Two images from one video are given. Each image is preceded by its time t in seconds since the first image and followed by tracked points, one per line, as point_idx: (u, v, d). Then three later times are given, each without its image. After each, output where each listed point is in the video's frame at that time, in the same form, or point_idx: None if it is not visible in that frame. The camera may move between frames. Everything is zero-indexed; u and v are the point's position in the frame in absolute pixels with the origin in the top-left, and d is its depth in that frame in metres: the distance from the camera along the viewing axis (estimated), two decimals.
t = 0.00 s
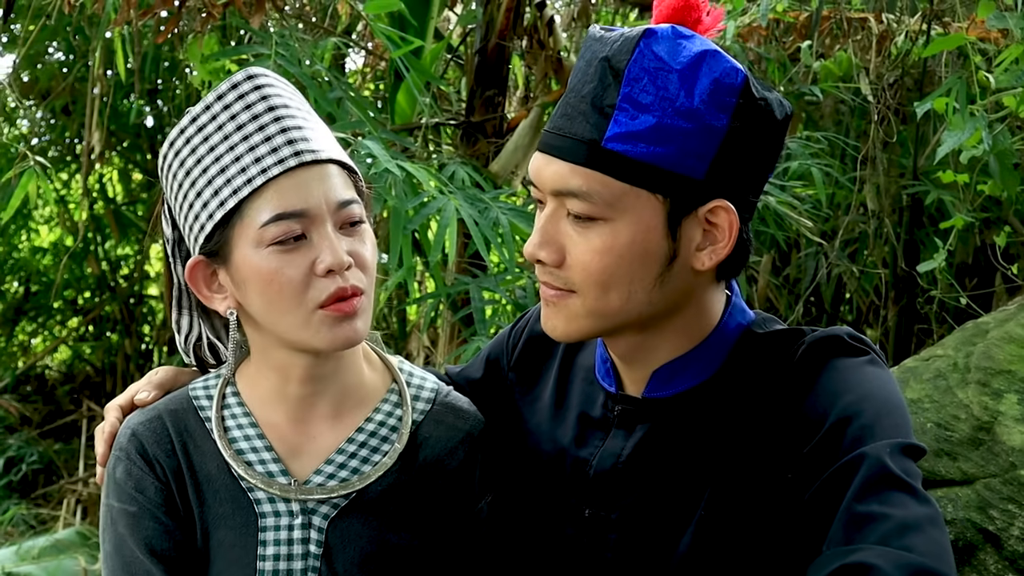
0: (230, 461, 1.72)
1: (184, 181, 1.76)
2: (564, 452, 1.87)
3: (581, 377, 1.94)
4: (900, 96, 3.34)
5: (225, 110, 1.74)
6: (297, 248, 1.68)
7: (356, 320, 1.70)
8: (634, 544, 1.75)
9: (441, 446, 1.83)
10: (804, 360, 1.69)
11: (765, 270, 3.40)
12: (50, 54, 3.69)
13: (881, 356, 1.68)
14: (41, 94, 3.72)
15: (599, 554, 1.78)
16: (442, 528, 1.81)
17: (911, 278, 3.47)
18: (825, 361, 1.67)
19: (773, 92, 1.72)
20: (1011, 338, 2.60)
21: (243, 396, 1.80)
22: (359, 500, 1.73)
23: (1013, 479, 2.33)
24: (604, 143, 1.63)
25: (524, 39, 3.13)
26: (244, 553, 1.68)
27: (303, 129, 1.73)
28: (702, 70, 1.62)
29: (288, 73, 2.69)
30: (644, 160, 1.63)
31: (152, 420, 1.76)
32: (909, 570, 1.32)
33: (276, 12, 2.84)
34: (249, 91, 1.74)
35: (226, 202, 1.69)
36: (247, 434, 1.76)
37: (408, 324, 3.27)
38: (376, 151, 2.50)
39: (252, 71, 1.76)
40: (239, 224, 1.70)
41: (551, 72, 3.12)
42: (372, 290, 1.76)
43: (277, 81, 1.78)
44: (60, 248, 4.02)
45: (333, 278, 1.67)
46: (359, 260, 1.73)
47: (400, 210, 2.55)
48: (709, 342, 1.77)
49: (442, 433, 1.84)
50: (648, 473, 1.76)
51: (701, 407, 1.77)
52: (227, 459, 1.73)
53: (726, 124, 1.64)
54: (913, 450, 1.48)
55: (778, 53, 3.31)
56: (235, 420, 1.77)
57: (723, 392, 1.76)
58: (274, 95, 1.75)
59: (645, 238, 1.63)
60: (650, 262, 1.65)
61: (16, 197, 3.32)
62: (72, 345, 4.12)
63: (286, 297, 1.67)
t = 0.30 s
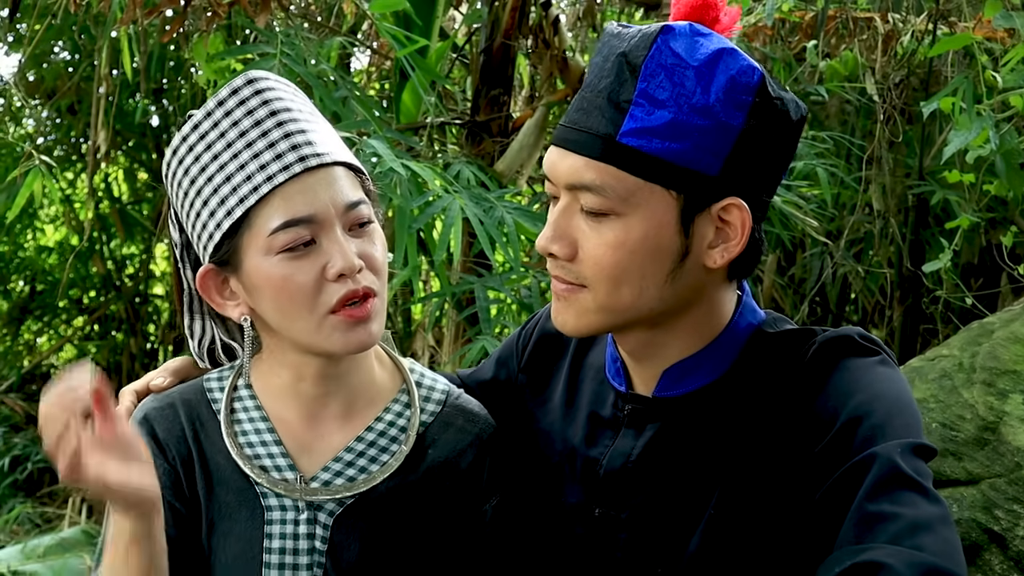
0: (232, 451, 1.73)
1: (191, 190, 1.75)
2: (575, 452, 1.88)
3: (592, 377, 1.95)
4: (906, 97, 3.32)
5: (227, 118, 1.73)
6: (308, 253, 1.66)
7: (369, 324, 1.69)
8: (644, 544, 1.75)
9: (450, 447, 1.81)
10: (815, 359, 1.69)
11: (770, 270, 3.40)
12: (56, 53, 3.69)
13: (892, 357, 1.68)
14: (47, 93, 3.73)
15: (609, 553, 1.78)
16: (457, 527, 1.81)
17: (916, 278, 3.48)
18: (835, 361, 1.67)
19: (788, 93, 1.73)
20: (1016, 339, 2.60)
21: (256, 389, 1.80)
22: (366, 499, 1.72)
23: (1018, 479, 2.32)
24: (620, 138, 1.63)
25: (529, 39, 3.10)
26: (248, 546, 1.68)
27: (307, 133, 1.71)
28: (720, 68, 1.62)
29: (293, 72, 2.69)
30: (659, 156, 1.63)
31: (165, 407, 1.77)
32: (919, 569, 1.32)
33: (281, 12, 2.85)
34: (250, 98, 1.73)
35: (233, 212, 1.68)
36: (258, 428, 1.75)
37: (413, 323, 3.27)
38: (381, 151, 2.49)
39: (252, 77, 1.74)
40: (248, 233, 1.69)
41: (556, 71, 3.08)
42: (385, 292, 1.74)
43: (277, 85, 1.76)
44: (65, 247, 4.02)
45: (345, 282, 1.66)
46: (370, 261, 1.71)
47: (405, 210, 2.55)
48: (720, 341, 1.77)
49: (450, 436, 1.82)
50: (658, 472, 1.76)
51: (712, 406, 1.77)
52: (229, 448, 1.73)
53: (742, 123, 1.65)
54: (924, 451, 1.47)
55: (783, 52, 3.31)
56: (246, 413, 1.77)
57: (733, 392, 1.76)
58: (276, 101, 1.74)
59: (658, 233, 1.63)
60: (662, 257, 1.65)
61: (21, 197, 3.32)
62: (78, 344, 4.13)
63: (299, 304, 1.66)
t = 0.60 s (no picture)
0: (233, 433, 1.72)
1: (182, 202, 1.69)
2: (581, 452, 1.88)
3: (599, 377, 1.94)
4: (911, 96, 3.34)
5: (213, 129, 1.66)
6: (308, 259, 1.63)
7: (371, 329, 1.66)
8: (649, 543, 1.75)
9: (456, 443, 1.81)
10: (820, 359, 1.69)
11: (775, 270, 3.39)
12: (61, 52, 3.69)
13: (899, 356, 1.67)
14: (52, 92, 3.73)
15: (615, 553, 1.79)
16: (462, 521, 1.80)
17: (922, 278, 3.48)
18: (841, 360, 1.67)
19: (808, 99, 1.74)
20: (1022, 338, 2.60)
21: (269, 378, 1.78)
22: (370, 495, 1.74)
23: None
24: (640, 132, 1.63)
25: (535, 38, 3.13)
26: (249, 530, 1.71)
27: (298, 138, 1.66)
28: (744, 67, 1.63)
29: (298, 71, 2.69)
30: (679, 152, 1.63)
31: (184, 377, 1.79)
32: (926, 569, 1.31)
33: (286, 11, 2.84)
34: (237, 105, 1.67)
35: (229, 225, 1.63)
36: (270, 417, 1.74)
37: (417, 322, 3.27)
38: (385, 149, 2.49)
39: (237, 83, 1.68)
40: (245, 245, 1.64)
41: (562, 70, 3.07)
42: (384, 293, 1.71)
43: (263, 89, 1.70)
44: (69, 245, 4.01)
45: (347, 287, 1.63)
46: (371, 265, 1.68)
47: (410, 208, 2.55)
48: (727, 340, 1.77)
49: (456, 433, 1.81)
50: (663, 471, 1.76)
51: (719, 405, 1.76)
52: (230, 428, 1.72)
53: (763, 124, 1.65)
54: (931, 450, 1.47)
55: (788, 52, 3.31)
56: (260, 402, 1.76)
57: (739, 391, 1.76)
58: (265, 106, 1.68)
59: (675, 229, 1.63)
60: (677, 254, 1.64)
61: (26, 195, 3.32)
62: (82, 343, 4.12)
63: (302, 312, 1.64)
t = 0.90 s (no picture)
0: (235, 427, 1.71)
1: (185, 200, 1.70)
2: (587, 451, 1.87)
3: (603, 377, 1.94)
4: (915, 95, 3.34)
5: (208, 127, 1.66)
6: (305, 255, 1.62)
7: (367, 325, 1.65)
8: (654, 543, 1.74)
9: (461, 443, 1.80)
10: (826, 357, 1.68)
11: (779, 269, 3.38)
12: (63, 49, 3.68)
13: (905, 354, 1.67)
14: (55, 90, 3.72)
15: (621, 553, 1.78)
16: (465, 521, 1.79)
17: (926, 277, 3.49)
18: (847, 357, 1.66)
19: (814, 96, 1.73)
20: None
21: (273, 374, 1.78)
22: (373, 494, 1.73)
23: None
24: (645, 127, 1.63)
25: (537, 36, 3.10)
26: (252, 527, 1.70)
27: (291, 133, 1.64)
28: (750, 62, 1.62)
29: (300, 68, 2.69)
30: (683, 147, 1.62)
31: (193, 368, 1.79)
32: (932, 566, 1.31)
33: (289, 7, 2.83)
34: (231, 102, 1.66)
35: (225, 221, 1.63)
36: (276, 413, 1.74)
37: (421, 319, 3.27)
38: (388, 146, 2.49)
39: (231, 81, 1.67)
40: (242, 242, 1.63)
41: (564, 68, 3.08)
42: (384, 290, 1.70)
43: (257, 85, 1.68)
44: (73, 243, 4.01)
45: (342, 284, 1.62)
46: (369, 260, 1.67)
47: (413, 206, 2.54)
48: (732, 338, 1.76)
49: (460, 433, 1.81)
50: (669, 470, 1.76)
51: (724, 404, 1.76)
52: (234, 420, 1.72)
53: (768, 120, 1.65)
54: (938, 448, 1.47)
55: (791, 49, 3.30)
56: (263, 396, 1.75)
57: (744, 389, 1.76)
58: (257, 101, 1.66)
59: (678, 225, 1.62)
60: (680, 249, 1.64)
61: (29, 191, 3.31)
62: (85, 341, 4.12)
63: (299, 309, 1.63)
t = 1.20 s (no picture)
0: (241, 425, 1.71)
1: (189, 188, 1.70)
2: (592, 447, 1.86)
3: (608, 372, 1.93)
4: (920, 91, 3.34)
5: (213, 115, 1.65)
6: (302, 257, 1.61)
7: (361, 330, 1.63)
8: (660, 539, 1.74)
9: (465, 439, 1.79)
10: (835, 352, 1.67)
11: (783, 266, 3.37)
12: (66, 45, 3.67)
13: (915, 351, 1.66)
14: (57, 86, 3.71)
15: (626, 550, 1.77)
16: (469, 517, 1.78)
17: (930, 274, 3.48)
18: (856, 353, 1.66)
19: (830, 98, 1.72)
20: None
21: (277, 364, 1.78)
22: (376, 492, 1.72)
23: None
24: (651, 107, 1.62)
25: (541, 32, 3.10)
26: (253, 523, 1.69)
27: (294, 128, 1.63)
28: (761, 54, 1.62)
29: (303, 64, 2.68)
30: (687, 131, 1.62)
31: (199, 357, 1.80)
32: (943, 565, 1.30)
33: (292, 3, 2.83)
34: (237, 93, 1.65)
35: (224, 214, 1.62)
36: (280, 405, 1.74)
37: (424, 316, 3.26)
38: (390, 142, 2.48)
39: (237, 73, 1.66)
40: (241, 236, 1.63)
41: (568, 65, 3.04)
42: (384, 295, 1.68)
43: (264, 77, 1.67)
44: (75, 239, 4.00)
45: (337, 289, 1.60)
46: (367, 265, 1.65)
47: (415, 202, 2.53)
48: (740, 332, 1.76)
49: (465, 432, 1.80)
50: (676, 467, 1.75)
51: (731, 400, 1.75)
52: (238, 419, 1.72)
53: (776, 113, 1.64)
54: (947, 445, 1.46)
55: (796, 46, 3.29)
56: (265, 386, 1.76)
57: (751, 384, 1.75)
58: (262, 93, 1.65)
59: (673, 207, 1.62)
60: (674, 231, 1.63)
61: (31, 187, 3.30)
62: (88, 337, 4.11)
63: (294, 312, 1.62)
